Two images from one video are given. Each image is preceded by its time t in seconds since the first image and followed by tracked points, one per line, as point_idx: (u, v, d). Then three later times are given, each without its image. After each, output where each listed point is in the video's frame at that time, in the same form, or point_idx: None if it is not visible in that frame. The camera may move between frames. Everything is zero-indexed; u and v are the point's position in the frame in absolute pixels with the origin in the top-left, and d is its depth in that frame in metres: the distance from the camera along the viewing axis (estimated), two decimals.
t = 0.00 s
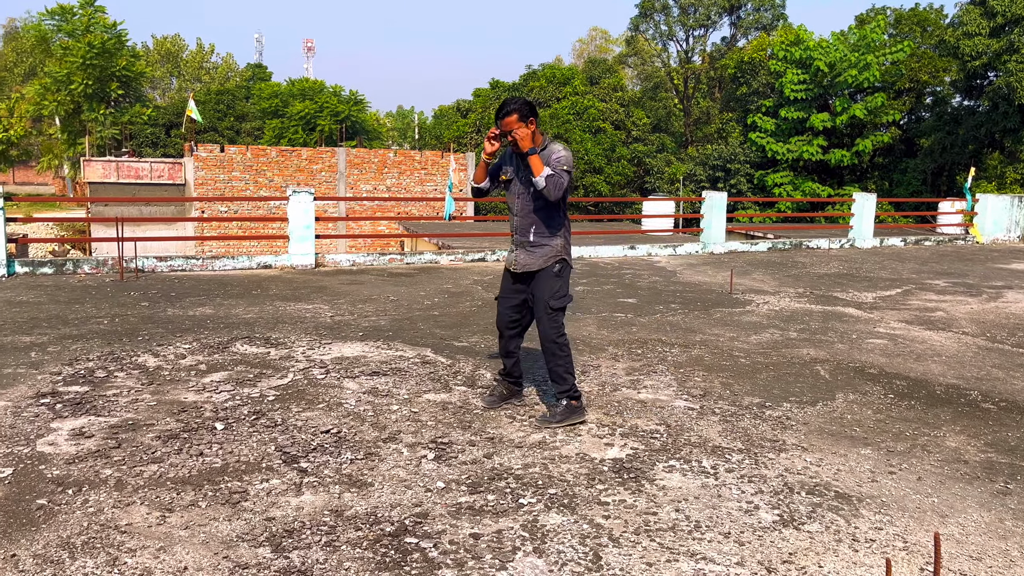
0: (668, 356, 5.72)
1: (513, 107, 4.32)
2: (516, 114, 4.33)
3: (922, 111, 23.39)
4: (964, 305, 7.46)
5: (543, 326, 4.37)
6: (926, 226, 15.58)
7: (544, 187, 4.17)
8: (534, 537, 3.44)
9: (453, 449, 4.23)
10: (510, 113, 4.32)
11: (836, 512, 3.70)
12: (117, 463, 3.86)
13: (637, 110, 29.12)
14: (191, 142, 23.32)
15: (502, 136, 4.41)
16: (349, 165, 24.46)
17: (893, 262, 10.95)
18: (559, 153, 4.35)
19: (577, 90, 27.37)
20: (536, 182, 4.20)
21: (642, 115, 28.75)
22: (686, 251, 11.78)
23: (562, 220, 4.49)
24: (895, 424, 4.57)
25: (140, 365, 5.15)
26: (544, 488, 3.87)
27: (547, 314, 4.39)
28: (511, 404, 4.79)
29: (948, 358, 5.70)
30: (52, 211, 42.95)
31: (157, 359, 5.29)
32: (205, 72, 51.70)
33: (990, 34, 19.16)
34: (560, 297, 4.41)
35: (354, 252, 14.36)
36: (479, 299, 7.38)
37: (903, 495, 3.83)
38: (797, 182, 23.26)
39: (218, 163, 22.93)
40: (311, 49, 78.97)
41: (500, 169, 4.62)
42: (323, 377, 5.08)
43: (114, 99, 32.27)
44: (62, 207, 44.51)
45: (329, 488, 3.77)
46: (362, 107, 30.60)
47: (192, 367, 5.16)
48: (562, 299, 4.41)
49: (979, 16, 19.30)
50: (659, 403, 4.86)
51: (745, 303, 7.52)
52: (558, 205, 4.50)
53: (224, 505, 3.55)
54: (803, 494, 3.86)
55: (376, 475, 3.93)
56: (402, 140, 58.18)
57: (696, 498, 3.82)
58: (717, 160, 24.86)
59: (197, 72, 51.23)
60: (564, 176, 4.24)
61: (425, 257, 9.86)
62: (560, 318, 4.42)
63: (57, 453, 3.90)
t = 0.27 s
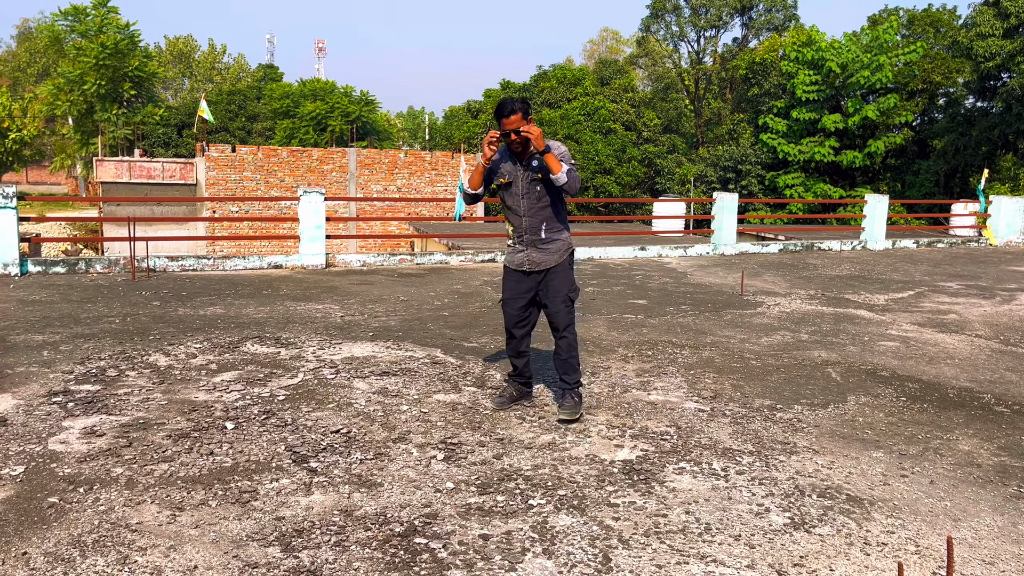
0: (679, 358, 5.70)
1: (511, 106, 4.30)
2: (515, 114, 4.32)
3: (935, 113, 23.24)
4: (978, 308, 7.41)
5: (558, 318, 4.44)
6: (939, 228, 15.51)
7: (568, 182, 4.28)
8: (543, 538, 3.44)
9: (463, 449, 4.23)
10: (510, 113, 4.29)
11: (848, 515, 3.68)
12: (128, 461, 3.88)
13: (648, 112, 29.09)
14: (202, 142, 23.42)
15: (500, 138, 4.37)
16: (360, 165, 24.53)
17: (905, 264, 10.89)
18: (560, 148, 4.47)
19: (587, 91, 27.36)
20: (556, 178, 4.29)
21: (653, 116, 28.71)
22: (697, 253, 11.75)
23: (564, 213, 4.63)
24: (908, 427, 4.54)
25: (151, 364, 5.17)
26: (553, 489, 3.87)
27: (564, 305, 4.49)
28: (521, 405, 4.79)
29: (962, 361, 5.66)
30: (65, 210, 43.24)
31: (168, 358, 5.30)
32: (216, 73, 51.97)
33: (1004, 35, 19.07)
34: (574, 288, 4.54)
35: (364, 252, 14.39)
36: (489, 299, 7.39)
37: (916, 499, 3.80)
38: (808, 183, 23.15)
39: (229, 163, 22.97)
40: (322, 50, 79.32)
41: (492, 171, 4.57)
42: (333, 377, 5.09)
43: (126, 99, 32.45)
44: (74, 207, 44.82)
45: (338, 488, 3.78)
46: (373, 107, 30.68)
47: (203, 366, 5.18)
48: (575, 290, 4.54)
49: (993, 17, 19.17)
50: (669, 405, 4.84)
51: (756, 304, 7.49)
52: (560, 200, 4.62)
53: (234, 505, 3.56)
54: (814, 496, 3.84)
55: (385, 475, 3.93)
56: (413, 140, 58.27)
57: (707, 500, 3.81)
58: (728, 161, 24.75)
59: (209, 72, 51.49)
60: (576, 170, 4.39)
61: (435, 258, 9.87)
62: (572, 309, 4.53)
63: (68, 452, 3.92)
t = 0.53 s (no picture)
0: (679, 359, 5.70)
1: (524, 104, 4.35)
2: (529, 112, 4.35)
3: (936, 115, 23.23)
4: (979, 310, 7.40)
5: (570, 314, 4.60)
6: (940, 230, 15.50)
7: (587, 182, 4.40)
8: (543, 540, 3.44)
9: (463, 450, 4.23)
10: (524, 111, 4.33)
11: (848, 517, 3.68)
12: (128, 462, 3.88)
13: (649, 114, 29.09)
14: (204, 143, 23.46)
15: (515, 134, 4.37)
16: (361, 167, 24.54)
17: (906, 266, 10.88)
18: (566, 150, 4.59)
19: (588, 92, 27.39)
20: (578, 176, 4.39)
21: (654, 117, 28.75)
22: (698, 254, 11.74)
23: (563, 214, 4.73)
24: (908, 430, 4.53)
25: (151, 365, 5.18)
26: (553, 491, 3.87)
27: (573, 304, 4.62)
28: (522, 405, 4.80)
29: (963, 363, 5.65)
30: (67, 211, 43.31)
31: (168, 359, 5.31)
32: (219, 74, 52.10)
33: (1005, 37, 18.98)
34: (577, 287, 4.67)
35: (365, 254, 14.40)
36: (490, 301, 7.39)
37: (916, 501, 3.80)
38: (810, 185, 23.17)
39: (231, 164, 23.02)
40: (324, 51, 79.44)
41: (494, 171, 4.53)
42: (334, 378, 5.09)
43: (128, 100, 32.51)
44: (76, 208, 44.88)
45: (338, 490, 3.78)
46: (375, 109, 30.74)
47: (203, 367, 5.19)
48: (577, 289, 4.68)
49: (994, 20, 19.12)
50: (670, 407, 4.84)
51: (757, 306, 7.48)
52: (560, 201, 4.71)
53: (234, 506, 3.57)
54: (815, 498, 3.84)
55: (385, 477, 3.94)
56: (415, 142, 58.34)
57: (707, 503, 3.81)
58: (729, 162, 24.74)
59: (210, 74, 51.58)
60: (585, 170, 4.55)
61: (435, 260, 9.88)
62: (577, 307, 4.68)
63: (69, 453, 3.93)
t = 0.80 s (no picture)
0: (672, 361, 5.72)
1: (543, 104, 4.40)
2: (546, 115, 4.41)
3: (927, 117, 23.07)
4: (971, 311, 7.43)
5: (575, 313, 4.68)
6: (932, 232, 15.57)
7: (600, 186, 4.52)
8: (536, 543, 3.43)
9: (456, 453, 4.23)
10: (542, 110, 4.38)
11: (840, 519, 3.68)
12: (119, 466, 3.87)
13: (643, 116, 29.11)
14: (198, 146, 23.43)
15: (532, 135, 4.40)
16: (355, 169, 24.52)
17: (898, 268, 10.91)
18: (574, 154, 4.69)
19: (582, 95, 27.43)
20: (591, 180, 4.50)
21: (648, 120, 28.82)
22: (691, 257, 11.77)
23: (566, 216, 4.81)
24: (900, 431, 4.55)
25: (143, 368, 5.17)
26: (546, 494, 3.87)
27: (578, 306, 4.69)
28: (515, 407, 4.80)
29: (954, 365, 5.67)
30: (59, 214, 43.17)
31: (160, 362, 5.30)
32: (211, 76, 52.00)
33: (996, 41, 19.06)
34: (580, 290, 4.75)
35: (358, 256, 14.39)
36: (483, 303, 7.39)
37: (908, 502, 3.81)
38: (802, 188, 23.33)
39: (223, 166, 23.03)
40: (318, 53, 79.35)
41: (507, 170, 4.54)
42: (326, 381, 5.08)
43: (121, 103, 32.45)
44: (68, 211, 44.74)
45: (330, 493, 3.77)
46: (368, 112, 30.77)
47: (195, 370, 5.17)
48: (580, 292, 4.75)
49: (985, 23, 19.20)
50: (663, 409, 4.85)
51: (750, 308, 7.50)
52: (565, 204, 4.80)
53: (225, 509, 3.56)
54: (807, 500, 3.84)
55: (378, 480, 3.93)
56: (408, 144, 58.34)
57: (699, 504, 3.81)
58: (723, 165, 24.82)
59: (203, 76, 51.46)
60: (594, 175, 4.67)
61: (429, 262, 9.89)
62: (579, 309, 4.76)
63: (59, 456, 3.92)
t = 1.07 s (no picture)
0: (658, 362, 5.74)
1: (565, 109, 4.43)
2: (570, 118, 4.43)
3: (910, 119, 23.47)
4: (953, 311, 7.50)
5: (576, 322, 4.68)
6: (916, 232, 15.70)
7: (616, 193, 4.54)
8: (522, 545, 3.43)
9: (443, 455, 4.23)
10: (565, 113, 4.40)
11: (825, 518, 3.70)
12: (102, 471, 3.85)
13: (629, 118, 29.22)
14: (183, 149, 23.30)
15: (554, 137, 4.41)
16: (342, 172, 24.45)
17: (882, 268, 10.98)
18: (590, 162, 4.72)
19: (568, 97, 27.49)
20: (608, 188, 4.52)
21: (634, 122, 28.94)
22: (677, 258, 11.82)
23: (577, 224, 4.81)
24: (884, 430, 4.58)
25: (127, 373, 5.14)
26: (533, 495, 3.87)
27: (580, 315, 4.71)
28: (502, 410, 4.81)
29: (937, 364, 5.72)
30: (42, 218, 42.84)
31: (144, 367, 5.27)
32: (197, 79, 51.76)
33: (977, 43, 19.33)
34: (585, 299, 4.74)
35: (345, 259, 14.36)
36: (470, 305, 7.39)
37: (892, 500, 3.84)
38: (787, 190, 23.52)
39: (209, 169, 22.82)
40: (304, 56, 79.23)
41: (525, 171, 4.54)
42: (312, 384, 5.06)
43: (105, 105, 32.25)
44: (52, 215, 44.41)
45: (316, 496, 3.76)
46: (355, 114, 30.75)
47: (180, 374, 5.15)
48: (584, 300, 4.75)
49: (966, 25, 19.51)
50: (649, 410, 4.86)
51: (735, 309, 7.54)
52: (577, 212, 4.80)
53: (210, 514, 3.54)
54: (792, 499, 3.86)
55: (364, 483, 3.92)
56: (395, 146, 58.30)
57: (686, 505, 3.82)
58: (708, 167, 24.99)
59: (189, 79, 51.17)
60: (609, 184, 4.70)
61: (416, 265, 9.88)
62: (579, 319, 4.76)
63: (41, 462, 3.89)
